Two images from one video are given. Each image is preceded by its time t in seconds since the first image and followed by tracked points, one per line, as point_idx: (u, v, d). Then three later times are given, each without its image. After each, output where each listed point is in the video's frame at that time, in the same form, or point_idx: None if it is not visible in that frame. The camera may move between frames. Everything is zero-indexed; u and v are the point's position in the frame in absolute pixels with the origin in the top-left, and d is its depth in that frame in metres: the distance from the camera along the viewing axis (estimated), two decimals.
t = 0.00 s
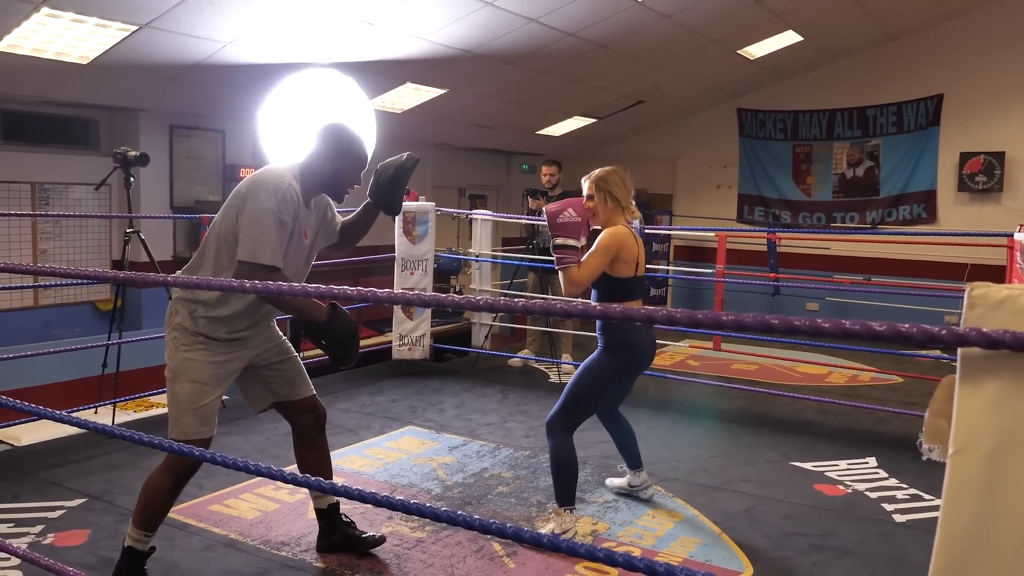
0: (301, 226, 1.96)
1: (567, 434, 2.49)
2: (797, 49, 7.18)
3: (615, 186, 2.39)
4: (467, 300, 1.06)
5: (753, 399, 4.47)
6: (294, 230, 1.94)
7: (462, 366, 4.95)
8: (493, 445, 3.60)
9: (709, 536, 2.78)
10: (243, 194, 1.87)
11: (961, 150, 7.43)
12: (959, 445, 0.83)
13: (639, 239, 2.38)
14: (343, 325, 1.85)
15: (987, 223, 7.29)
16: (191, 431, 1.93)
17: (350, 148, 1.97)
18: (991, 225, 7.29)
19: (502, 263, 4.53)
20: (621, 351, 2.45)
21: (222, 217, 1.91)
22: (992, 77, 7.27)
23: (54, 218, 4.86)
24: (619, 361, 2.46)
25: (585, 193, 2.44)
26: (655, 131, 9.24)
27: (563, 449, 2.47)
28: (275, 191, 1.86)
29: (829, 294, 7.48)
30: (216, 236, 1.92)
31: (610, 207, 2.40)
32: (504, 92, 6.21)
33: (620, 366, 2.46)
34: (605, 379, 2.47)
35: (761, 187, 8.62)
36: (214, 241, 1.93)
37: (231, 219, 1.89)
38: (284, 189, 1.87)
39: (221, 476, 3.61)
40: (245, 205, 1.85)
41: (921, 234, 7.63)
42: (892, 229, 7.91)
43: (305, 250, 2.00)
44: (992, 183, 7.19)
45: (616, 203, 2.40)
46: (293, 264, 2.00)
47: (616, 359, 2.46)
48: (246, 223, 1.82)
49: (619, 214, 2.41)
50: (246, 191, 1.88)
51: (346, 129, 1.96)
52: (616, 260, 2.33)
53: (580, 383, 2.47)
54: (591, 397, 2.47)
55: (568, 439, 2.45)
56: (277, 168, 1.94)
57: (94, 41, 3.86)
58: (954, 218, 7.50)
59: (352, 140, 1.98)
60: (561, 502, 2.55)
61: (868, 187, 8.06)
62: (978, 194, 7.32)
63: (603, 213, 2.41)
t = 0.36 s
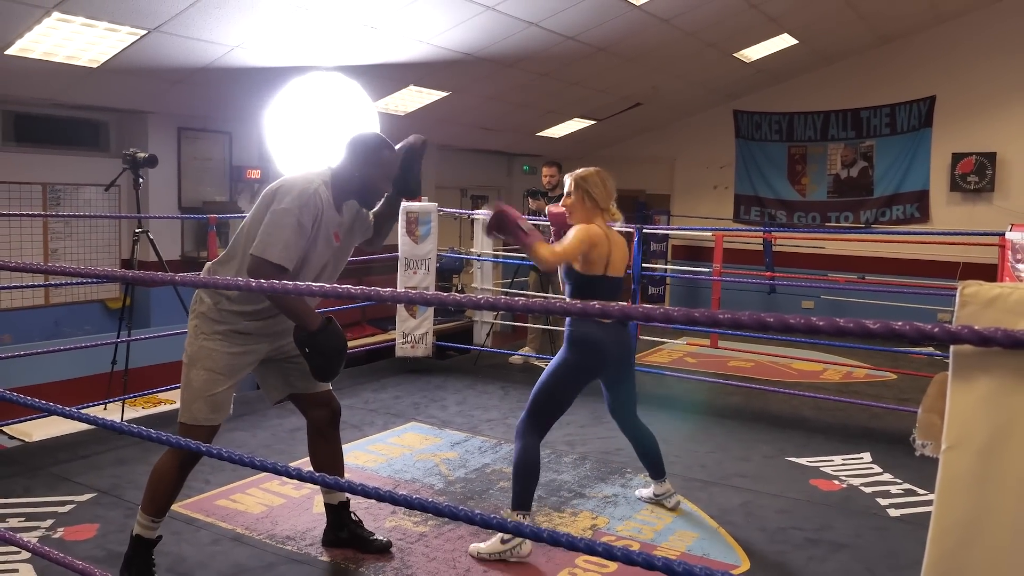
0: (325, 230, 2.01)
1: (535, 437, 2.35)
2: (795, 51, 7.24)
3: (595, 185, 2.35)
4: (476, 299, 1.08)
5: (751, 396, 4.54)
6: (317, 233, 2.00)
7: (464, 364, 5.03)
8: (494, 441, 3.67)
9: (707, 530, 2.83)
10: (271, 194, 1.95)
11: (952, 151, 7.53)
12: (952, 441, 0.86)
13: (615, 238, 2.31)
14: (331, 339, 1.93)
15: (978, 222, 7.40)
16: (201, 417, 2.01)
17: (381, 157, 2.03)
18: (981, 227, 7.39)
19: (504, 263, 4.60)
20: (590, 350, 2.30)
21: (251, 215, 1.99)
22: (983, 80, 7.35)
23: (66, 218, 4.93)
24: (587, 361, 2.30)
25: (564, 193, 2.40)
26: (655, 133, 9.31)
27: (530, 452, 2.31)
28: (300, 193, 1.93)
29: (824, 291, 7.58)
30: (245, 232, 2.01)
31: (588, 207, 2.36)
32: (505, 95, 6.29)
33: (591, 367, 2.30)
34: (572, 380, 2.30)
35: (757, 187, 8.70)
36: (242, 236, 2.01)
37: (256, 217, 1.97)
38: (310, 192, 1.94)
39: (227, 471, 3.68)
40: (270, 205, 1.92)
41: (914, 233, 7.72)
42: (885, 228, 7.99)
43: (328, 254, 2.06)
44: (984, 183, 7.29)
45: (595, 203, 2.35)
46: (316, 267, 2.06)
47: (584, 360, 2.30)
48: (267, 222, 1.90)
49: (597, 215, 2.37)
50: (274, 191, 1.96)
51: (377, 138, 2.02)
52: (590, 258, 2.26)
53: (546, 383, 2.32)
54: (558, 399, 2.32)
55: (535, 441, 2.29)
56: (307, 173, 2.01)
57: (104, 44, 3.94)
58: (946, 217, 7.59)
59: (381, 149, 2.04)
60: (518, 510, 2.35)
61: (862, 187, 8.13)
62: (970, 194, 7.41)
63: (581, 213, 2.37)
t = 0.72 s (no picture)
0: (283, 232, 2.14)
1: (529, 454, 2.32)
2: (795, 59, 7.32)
3: (586, 206, 2.33)
4: (478, 310, 1.13)
5: (750, 402, 4.63)
6: (273, 237, 2.11)
7: (469, 372, 5.13)
8: (499, 447, 3.76)
9: (707, 534, 2.92)
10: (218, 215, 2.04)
11: (945, 162, 7.74)
12: (947, 446, 0.88)
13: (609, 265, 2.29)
14: (329, 324, 2.10)
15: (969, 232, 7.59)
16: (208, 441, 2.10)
17: (314, 151, 2.12)
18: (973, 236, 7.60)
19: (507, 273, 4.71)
20: (591, 372, 2.29)
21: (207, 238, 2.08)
22: (984, 87, 7.51)
23: (81, 232, 5.05)
24: (587, 381, 2.29)
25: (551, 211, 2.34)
26: (656, 142, 9.42)
27: (523, 466, 2.28)
28: (245, 206, 2.02)
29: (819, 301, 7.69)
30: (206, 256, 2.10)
31: (580, 228, 2.32)
32: (508, 110, 6.39)
33: (591, 387, 2.29)
34: (573, 401, 2.29)
35: (754, 201, 8.94)
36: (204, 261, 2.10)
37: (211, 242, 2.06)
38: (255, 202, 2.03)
39: (239, 478, 3.78)
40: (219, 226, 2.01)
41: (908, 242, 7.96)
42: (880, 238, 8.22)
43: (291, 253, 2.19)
44: (975, 194, 7.50)
45: (583, 226, 2.32)
46: (286, 269, 2.18)
47: (583, 381, 2.29)
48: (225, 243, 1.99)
49: (587, 236, 2.33)
50: (219, 212, 2.04)
51: (301, 132, 2.10)
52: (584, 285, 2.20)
53: (545, 403, 2.29)
54: (557, 418, 2.29)
55: (528, 457, 2.26)
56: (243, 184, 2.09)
57: (120, 63, 4.04)
58: (938, 227, 7.82)
59: (307, 142, 2.12)
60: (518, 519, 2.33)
61: (856, 198, 8.39)
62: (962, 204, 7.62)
63: (575, 236, 2.32)
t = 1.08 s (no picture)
0: (252, 204, 2.39)
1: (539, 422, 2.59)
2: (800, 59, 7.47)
3: (598, 202, 2.56)
4: (498, 307, 1.31)
5: (755, 391, 4.85)
6: (241, 212, 2.36)
7: (487, 364, 5.39)
8: (516, 434, 4.01)
9: (711, 515, 3.14)
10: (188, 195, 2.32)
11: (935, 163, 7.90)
12: (939, 431, 0.91)
13: (628, 252, 2.51)
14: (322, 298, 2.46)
15: (961, 229, 7.73)
16: (218, 410, 2.38)
17: (270, 127, 2.37)
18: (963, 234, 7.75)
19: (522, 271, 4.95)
20: (605, 358, 2.53)
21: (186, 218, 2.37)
22: (976, 91, 7.62)
23: (127, 237, 5.33)
24: (600, 366, 2.53)
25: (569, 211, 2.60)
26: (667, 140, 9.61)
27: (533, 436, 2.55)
28: (208, 183, 2.28)
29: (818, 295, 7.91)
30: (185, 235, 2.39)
31: (596, 223, 2.57)
32: (522, 118, 6.62)
33: (603, 372, 2.53)
34: (584, 380, 2.54)
35: (753, 201, 9.13)
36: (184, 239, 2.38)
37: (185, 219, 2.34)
38: (219, 180, 2.29)
39: (273, 464, 4.04)
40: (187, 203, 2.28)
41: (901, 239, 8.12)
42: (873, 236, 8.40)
43: (263, 224, 2.45)
44: (965, 193, 7.66)
45: (600, 220, 2.56)
46: (257, 241, 2.43)
47: (597, 365, 2.53)
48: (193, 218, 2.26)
49: (605, 229, 2.57)
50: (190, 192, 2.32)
51: (255, 112, 2.36)
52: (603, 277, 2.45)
53: (560, 380, 2.54)
54: (569, 394, 2.55)
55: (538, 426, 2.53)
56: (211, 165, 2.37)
57: (161, 79, 4.32)
58: (929, 225, 7.97)
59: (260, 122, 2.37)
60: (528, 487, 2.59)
61: (852, 198, 8.57)
62: (952, 204, 7.79)
63: (595, 229, 2.57)
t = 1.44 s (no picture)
0: (283, 217, 2.55)
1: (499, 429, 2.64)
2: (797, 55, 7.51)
3: (564, 205, 2.52)
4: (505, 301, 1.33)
5: (754, 384, 4.91)
6: (273, 217, 2.52)
7: (489, 359, 5.44)
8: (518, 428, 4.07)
9: (713, 507, 3.18)
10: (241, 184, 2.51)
11: (932, 158, 7.96)
12: (937, 420, 0.93)
13: (582, 256, 2.46)
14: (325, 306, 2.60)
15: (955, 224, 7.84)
16: (213, 390, 2.47)
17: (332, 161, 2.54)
18: (960, 227, 7.84)
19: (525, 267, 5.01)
20: (559, 369, 2.50)
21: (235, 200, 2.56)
22: (971, 88, 7.68)
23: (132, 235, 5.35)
24: (553, 374, 2.51)
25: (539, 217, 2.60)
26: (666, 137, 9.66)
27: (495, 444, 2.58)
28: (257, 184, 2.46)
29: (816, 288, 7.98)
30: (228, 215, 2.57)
31: (560, 227, 2.55)
32: (523, 115, 6.66)
33: (556, 378, 2.51)
34: (540, 390, 2.54)
35: (753, 195, 9.20)
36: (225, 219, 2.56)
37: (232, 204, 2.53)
38: (269, 185, 2.47)
39: (279, 459, 4.07)
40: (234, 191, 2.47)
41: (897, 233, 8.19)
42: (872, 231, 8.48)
43: (287, 240, 2.60)
44: (961, 187, 7.72)
45: (563, 224, 2.54)
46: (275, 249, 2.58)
47: (550, 375, 2.51)
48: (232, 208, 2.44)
49: (572, 234, 2.54)
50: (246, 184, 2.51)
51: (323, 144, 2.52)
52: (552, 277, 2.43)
53: (517, 388, 2.56)
54: (526, 402, 2.57)
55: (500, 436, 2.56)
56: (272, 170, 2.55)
57: (166, 78, 4.35)
58: (927, 219, 8.04)
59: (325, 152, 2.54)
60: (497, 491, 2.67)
61: (849, 192, 8.65)
62: (949, 198, 7.84)
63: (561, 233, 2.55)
